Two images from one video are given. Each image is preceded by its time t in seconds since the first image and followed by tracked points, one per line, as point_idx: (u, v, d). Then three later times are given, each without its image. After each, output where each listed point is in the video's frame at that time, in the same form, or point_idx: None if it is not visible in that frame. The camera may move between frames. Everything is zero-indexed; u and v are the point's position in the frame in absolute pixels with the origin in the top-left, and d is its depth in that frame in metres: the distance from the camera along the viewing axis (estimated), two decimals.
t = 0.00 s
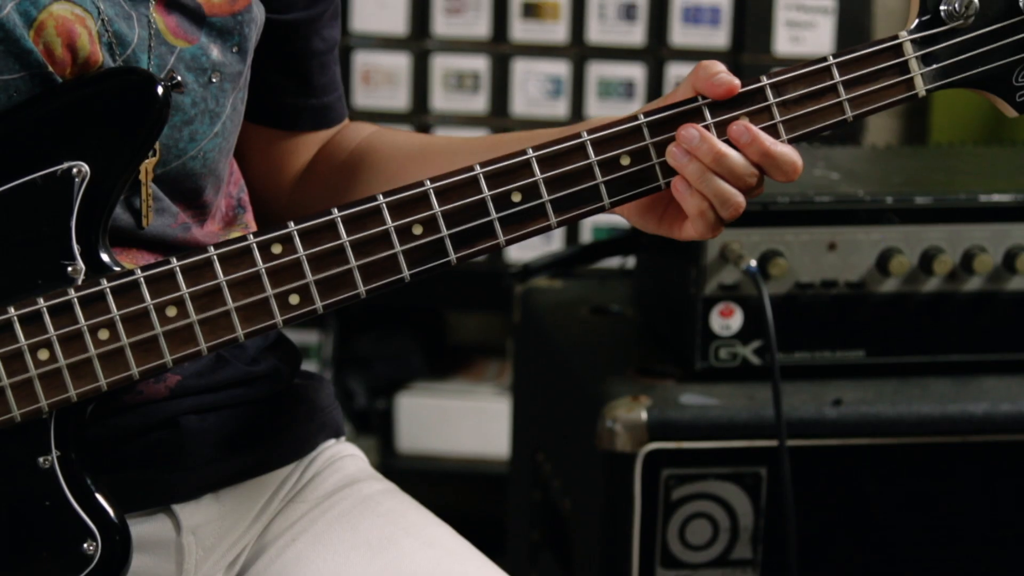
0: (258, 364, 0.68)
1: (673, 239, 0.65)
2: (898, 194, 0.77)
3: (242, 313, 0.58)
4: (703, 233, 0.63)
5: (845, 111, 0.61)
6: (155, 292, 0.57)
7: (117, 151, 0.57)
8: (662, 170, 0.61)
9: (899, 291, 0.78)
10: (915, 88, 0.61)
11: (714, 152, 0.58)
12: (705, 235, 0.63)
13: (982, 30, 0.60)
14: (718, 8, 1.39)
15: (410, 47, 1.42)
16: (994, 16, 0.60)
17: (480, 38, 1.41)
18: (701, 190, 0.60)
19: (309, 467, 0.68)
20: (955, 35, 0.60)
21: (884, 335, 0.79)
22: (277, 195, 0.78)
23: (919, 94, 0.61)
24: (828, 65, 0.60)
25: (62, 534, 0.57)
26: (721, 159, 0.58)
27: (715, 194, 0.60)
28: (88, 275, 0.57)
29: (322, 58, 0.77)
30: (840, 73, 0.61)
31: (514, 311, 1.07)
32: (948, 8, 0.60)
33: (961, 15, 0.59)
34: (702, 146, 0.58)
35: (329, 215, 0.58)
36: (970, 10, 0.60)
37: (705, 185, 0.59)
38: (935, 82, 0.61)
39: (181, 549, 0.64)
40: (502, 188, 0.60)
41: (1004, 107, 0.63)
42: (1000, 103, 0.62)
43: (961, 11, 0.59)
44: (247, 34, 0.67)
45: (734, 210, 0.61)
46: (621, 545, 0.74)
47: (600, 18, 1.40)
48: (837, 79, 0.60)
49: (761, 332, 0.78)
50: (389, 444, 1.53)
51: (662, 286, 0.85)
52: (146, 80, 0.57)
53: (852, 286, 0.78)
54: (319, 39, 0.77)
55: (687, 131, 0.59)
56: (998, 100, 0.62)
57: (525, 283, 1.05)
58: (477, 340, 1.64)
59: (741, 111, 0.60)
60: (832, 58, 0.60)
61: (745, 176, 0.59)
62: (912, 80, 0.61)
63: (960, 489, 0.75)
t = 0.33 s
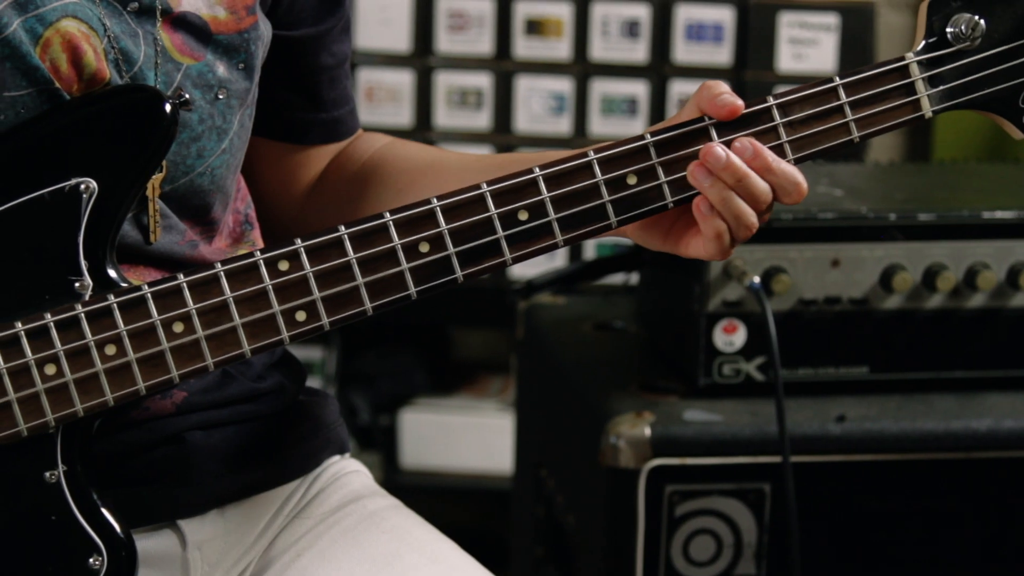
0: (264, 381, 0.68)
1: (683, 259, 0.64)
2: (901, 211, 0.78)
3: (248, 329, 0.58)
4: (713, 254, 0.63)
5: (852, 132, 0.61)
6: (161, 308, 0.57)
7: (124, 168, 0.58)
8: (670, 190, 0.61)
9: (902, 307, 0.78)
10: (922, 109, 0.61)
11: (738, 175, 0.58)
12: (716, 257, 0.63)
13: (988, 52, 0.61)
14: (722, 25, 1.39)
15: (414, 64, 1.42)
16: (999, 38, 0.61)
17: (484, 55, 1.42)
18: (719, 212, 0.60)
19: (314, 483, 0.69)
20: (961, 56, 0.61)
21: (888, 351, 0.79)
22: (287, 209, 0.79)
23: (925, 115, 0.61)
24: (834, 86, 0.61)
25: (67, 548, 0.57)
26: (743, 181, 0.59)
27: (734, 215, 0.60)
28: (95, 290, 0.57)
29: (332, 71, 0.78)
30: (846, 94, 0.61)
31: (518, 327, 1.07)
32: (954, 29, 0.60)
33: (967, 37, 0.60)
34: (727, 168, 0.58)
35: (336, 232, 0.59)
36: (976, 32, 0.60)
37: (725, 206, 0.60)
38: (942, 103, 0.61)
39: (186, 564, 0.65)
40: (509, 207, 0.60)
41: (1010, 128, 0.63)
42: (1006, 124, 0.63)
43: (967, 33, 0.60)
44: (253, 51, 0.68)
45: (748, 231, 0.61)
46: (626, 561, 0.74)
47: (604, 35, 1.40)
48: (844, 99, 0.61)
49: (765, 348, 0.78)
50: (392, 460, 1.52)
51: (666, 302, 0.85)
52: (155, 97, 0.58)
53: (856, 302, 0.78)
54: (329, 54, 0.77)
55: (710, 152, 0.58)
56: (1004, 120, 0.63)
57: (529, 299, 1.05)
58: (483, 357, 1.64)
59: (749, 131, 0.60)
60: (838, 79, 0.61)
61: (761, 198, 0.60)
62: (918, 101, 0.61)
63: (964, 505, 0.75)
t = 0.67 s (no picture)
0: (286, 381, 0.69)
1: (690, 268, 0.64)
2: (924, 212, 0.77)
3: (272, 331, 0.59)
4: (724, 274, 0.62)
5: (878, 136, 0.61)
6: (185, 308, 0.58)
7: (151, 165, 0.58)
8: (693, 194, 0.61)
9: (925, 309, 0.77)
10: (948, 113, 0.61)
11: (736, 175, 0.58)
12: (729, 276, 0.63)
13: (1017, 56, 0.60)
14: (744, 26, 1.39)
15: (435, 65, 1.43)
16: None
17: (506, 55, 1.42)
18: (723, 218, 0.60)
19: (336, 483, 0.70)
20: (988, 60, 0.60)
21: (912, 353, 0.78)
22: (312, 210, 0.79)
23: (952, 119, 0.61)
24: (861, 90, 0.61)
25: (90, 548, 0.58)
26: (741, 183, 0.58)
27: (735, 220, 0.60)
28: (119, 290, 0.58)
29: (354, 73, 0.78)
30: (873, 98, 0.61)
31: (540, 328, 1.07)
32: (982, 34, 0.60)
33: (994, 42, 0.60)
34: (724, 170, 0.58)
35: (360, 233, 0.59)
36: (1003, 37, 0.60)
37: (727, 212, 0.60)
38: (968, 108, 0.61)
39: (206, 562, 0.65)
40: (533, 209, 0.60)
41: None
42: None
43: (995, 38, 0.60)
44: (278, 51, 0.68)
45: (755, 241, 0.61)
46: (646, 563, 0.74)
47: (626, 35, 1.40)
48: (870, 104, 0.61)
49: (787, 350, 0.78)
50: (414, 461, 1.53)
51: (687, 303, 0.85)
52: (180, 98, 0.58)
53: (878, 304, 0.77)
54: (349, 56, 0.77)
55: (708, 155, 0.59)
56: None
57: (550, 301, 1.05)
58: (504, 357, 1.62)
59: (773, 136, 0.61)
60: (864, 83, 0.61)
61: (766, 202, 0.60)
62: (945, 105, 0.61)
63: (989, 508, 0.75)
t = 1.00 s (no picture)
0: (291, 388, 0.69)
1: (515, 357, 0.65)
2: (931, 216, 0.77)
3: (289, 346, 0.58)
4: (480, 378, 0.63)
5: (901, 179, 0.61)
6: (204, 319, 0.58)
7: (175, 180, 0.59)
8: (716, 228, 0.61)
9: (932, 312, 0.77)
10: (973, 160, 0.62)
11: (560, 301, 0.57)
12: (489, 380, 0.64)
13: None
14: (751, 29, 1.39)
15: (442, 67, 1.43)
16: None
17: (513, 58, 1.42)
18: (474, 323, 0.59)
19: (342, 488, 0.70)
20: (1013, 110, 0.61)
21: (918, 357, 0.78)
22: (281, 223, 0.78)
23: (976, 165, 0.62)
24: (886, 133, 0.61)
25: (99, 553, 0.58)
26: (486, 289, 0.57)
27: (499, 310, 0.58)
28: (138, 299, 0.58)
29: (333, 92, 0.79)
30: (897, 141, 0.61)
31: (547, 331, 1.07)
32: (1009, 84, 0.61)
33: (1022, 91, 0.61)
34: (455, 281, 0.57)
35: (382, 253, 0.59)
36: None
37: (477, 317, 0.58)
38: (993, 155, 0.62)
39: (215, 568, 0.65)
40: (555, 236, 0.60)
41: None
42: None
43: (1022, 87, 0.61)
44: (285, 55, 0.69)
45: (507, 348, 0.60)
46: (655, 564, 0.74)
47: (633, 38, 1.40)
48: (894, 146, 0.61)
49: (794, 352, 0.78)
50: (421, 464, 1.53)
51: (695, 307, 0.85)
52: (208, 113, 0.59)
53: (885, 307, 0.77)
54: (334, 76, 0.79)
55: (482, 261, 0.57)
56: None
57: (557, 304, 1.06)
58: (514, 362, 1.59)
59: (796, 174, 0.61)
60: (890, 125, 0.61)
61: (517, 310, 0.58)
62: (970, 152, 0.62)
63: (996, 512, 0.74)
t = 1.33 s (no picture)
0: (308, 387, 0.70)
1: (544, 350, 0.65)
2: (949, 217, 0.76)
3: (311, 334, 0.59)
4: (515, 365, 0.62)
5: (924, 170, 0.61)
6: (227, 308, 0.59)
7: (196, 170, 0.59)
8: (738, 219, 0.61)
9: (949, 313, 0.77)
10: (995, 150, 0.62)
11: (581, 282, 0.59)
12: (525, 366, 0.63)
13: None
14: (768, 29, 1.39)
15: (458, 67, 1.43)
16: None
17: (529, 58, 1.42)
18: (500, 310, 0.60)
19: (357, 485, 0.70)
20: None
21: (936, 357, 0.78)
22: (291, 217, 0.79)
23: (999, 156, 0.62)
24: (908, 124, 0.61)
25: (121, 543, 0.58)
26: (511, 277, 0.58)
27: (530, 292, 0.59)
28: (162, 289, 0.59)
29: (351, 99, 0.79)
30: (920, 132, 0.61)
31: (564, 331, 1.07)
32: None
33: None
34: (478, 273, 0.58)
35: (404, 243, 0.60)
36: None
37: (505, 304, 0.59)
38: (1015, 146, 0.62)
39: (229, 565, 0.65)
40: (577, 226, 0.60)
41: None
42: None
43: None
44: (301, 54, 0.69)
45: (536, 331, 0.60)
46: (670, 564, 0.74)
47: (649, 38, 1.40)
48: (917, 137, 0.61)
49: (811, 353, 0.78)
50: (437, 463, 1.54)
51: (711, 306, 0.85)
52: (230, 104, 0.60)
53: (903, 308, 0.77)
54: (353, 83, 0.79)
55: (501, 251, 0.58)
56: None
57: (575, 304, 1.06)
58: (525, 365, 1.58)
59: (818, 164, 0.61)
60: (912, 117, 0.61)
61: (543, 297, 0.59)
62: (992, 143, 0.62)
63: (1015, 513, 0.74)
